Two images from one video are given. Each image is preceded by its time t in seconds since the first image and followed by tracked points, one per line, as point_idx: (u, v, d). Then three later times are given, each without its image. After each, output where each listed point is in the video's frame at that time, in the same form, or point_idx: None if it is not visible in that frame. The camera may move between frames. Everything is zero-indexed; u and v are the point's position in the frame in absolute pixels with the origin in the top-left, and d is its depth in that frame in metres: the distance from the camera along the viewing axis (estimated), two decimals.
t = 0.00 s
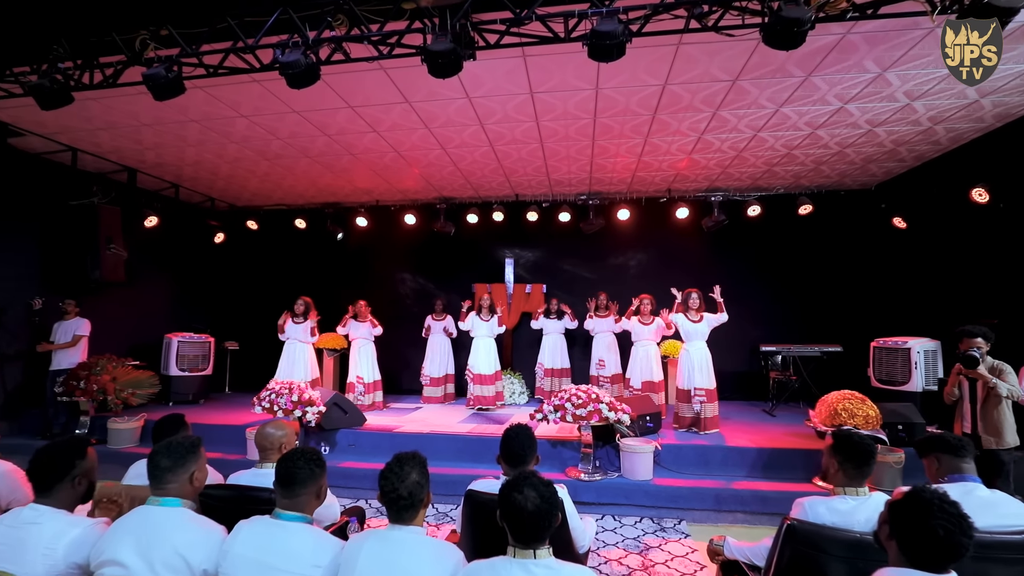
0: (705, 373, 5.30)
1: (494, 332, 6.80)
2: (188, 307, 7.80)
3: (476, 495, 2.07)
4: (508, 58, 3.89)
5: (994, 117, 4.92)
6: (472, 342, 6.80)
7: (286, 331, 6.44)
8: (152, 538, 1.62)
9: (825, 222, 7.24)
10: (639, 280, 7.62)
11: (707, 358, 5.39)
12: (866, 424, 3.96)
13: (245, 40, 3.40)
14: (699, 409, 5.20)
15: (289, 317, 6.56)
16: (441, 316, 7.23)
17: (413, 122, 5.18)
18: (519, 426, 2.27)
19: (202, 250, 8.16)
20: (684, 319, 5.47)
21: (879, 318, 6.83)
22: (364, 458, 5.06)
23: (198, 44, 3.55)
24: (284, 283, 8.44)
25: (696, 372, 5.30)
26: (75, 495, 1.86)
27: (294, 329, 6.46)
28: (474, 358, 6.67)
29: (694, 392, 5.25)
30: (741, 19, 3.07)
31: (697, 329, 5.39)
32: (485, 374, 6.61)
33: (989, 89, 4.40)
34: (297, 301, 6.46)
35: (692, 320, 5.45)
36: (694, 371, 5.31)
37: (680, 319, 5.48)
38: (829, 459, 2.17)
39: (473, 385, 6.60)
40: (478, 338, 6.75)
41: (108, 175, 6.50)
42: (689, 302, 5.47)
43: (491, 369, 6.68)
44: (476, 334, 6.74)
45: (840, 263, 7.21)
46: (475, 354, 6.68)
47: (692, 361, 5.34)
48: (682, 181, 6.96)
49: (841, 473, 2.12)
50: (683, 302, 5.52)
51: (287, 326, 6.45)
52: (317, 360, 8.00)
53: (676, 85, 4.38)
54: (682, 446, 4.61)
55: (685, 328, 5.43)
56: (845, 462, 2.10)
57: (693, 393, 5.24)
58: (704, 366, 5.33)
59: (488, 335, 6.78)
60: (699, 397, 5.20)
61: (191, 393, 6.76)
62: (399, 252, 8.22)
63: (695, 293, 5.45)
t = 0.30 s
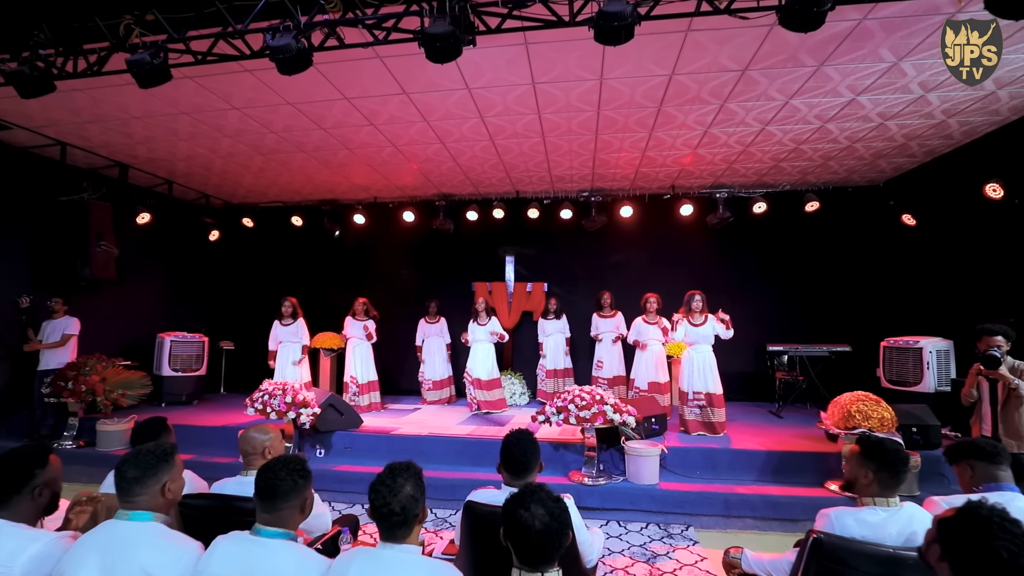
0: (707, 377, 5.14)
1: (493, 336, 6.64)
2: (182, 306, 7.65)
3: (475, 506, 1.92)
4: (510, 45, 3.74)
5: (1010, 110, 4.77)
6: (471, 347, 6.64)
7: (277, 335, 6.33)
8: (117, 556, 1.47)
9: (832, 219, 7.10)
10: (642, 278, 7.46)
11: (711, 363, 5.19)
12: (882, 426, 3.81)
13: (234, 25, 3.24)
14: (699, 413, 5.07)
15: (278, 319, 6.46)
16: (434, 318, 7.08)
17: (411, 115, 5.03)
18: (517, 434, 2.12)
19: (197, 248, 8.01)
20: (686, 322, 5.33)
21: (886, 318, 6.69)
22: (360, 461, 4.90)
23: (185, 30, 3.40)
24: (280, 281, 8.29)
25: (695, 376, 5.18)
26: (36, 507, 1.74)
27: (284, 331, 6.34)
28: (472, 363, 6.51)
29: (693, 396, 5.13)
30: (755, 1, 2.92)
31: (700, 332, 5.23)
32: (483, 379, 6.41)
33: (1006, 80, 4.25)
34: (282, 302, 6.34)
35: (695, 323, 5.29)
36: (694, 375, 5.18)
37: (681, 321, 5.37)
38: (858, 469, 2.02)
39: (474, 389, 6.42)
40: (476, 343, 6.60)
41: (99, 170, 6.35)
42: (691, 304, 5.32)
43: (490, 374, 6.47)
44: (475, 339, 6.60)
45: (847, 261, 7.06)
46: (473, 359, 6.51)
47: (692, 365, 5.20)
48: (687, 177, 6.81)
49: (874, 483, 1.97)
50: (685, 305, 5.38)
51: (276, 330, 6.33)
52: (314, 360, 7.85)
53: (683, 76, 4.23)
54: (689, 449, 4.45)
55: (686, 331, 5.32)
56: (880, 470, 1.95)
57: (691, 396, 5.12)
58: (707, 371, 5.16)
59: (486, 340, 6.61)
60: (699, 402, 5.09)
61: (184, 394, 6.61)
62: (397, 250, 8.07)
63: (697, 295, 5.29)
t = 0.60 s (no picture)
0: (715, 373, 5.00)
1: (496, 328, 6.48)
2: (175, 305, 7.50)
3: (474, 516, 1.78)
4: (510, 33, 3.61)
5: None
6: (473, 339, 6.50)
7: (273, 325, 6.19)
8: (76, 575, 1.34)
9: (838, 216, 6.97)
10: (645, 277, 7.33)
11: (719, 359, 5.08)
12: (895, 428, 3.68)
13: (223, 10, 3.09)
14: (701, 410, 4.94)
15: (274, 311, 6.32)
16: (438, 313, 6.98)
17: (408, 108, 4.89)
18: (520, 438, 1.99)
19: (191, 246, 7.87)
20: (696, 314, 5.17)
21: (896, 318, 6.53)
22: (355, 463, 4.76)
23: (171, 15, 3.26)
24: (276, 280, 8.15)
25: (703, 371, 5.04)
26: None
27: (279, 322, 6.19)
28: (472, 356, 6.38)
29: (695, 392, 5.05)
30: None
31: (710, 326, 5.09)
32: (483, 373, 6.32)
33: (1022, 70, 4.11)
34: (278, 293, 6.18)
35: (704, 316, 5.15)
36: (702, 371, 5.03)
37: (689, 312, 5.22)
38: (880, 475, 1.89)
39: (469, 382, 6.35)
40: (479, 335, 6.45)
41: (89, 166, 6.22)
42: (702, 297, 5.19)
43: (490, 368, 6.36)
44: (476, 330, 6.44)
45: (853, 260, 6.93)
46: (474, 352, 6.38)
47: (701, 360, 5.06)
48: (690, 174, 6.67)
49: (894, 491, 1.84)
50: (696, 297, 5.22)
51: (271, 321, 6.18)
52: (310, 360, 7.71)
53: (689, 66, 4.09)
54: (695, 451, 4.31)
55: (696, 323, 5.15)
56: (900, 479, 1.81)
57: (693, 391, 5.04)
58: (715, 366, 5.03)
59: (490, 331, 6.45)
60: (701, 400, 4.96)
61: (176, 395, 6.48)
62: (395, 248, 7.93)
63: (709, 288, 5.18)
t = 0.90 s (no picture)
0: (722, 379, 4.87)
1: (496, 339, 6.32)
2: (168, 305, 7.36)
3: (467, 532, 1.64)
4: (508, 20, 3.48)
5: None
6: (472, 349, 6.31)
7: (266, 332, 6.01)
8: None
9: (843, 213, 6.83)
10: (646, 276, 7.19)
11: (726, 364, 4.95)
12: (908, 432, 3.53)
13: None
14: (722, 417, 4.71)
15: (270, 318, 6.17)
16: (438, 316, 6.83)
17: (403, 101, 4.75)
18: (519, 446, 1.85)
19: (184, 245, 7.72)
20: (702, 317, 5.04)
21: (899, 318, 6.39)
22: (348, 468, 4.61)
23: None
24: (270, 279, 8.00)
25: (712, 377, 4.87)
26: None
27: (275, 329, 6.00)
28: (472, 367, 6.16)
29: (710, 399, 4.81)
30: None
31: (716, 330, 4.96)
32: (483, 384, 6.09)
33: None
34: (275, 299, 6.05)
35: (710, 320, 5.02)
36: (711, 376, 4.88)
37: (696, 316, 5.08)
38: (908, 485, 1.75)
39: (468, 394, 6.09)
40: (478, 345, 6.25)
41: (78, 162, 6.07)
42: (708, 301, 5.02)
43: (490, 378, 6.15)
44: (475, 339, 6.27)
45: (859, 258, 6.79)
46: (474, 363, 6.17)
47: (710, 366, 4.92)
48: (692, 170, 6.53)
49: (922, 503, 1.69)
50: (702, 301, 5.06)
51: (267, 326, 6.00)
52: (305, 361, 7.57)
53: (694, 56, 3.95)
54: (700, 455, 4.17)
55: (701, 328, 5.02)
56: (928, 489, 1.67)
57: (707, 398, 4.82)
58: (722, 371, 4.90)
59: (489, 341, 6.28)
60: (719, 405, 4.72)
61: (167, 397, 6.33)
62: (392, 246, 7.79)
63: (716, 291, 4.98)
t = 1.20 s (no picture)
0: (724, 377, 4.73)
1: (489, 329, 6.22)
2: (158, 304, 7.21)
3: (453, 549, 1.49)
4: (504, 6, 3.33)
5: None
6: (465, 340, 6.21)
7: (253, 328, 5.83)
8: None
9: (848, 210, 6.70)
10: (647, 275, 7.04)
11: (727, 362, 4.79)
12: (921, 435, 3.38)
13: None
14: (727, 414, 4.58)
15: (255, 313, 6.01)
16: (428, 316, 6.68)
17: (396, 93, 4.60)
18: (511, 454, 1.71)
19: (175, 243, 7.57)
20: (703, 315, 4.90)
21: (903, 316, 6.25)
22: (339, 472, 4.46)
23: None
24: (264, 278, 7.86)
25: (712, 376, 4.72)
26: None
27: (261, 324, 5.85)
28: (468, 358, 6.08)
29: (715, 399, 4.65)
30: None
31: (717, 327, 4.80)
32: (480, 375, 6.03)
33: None
34: (262, 293, 5.89)
35: (711, 317, 4.86)
36: (711, 375, 4.72)
37: (697, 314, 4.94)
38: (936, 498, 1.63)
39: (467, 386, 6.04)
40: (471, 337, 6.16)
41: (64, 157, 5.92)
42: (707, 296, 4.87)
43: (487, 371, 6.10)
44: (469, 330, 6.17)
45: (864, 255, 6.66)
46: (469, 354, 6.08)
47: (709, 364, 4.75)
48: (694, 165, 6.38)
49: (953, 520, 1.57)
50: (701, 297, 4.92)
51: (251, 321, 5.83)
52: (299, 362, 7.42)
53: (696, 45, 3.80)
54: (703, 459, 4.02)
55: (701, 326, 4.87)
56: (963, 507, 1.54)
57: (711, 397, 4.67)
58: (723, 369, 4.75)
59: (481, 334, 6.17)
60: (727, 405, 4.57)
61: (156, 398, 6.18)
62: (387, 244, 7.64)
63: (715, 285, 4.84)
